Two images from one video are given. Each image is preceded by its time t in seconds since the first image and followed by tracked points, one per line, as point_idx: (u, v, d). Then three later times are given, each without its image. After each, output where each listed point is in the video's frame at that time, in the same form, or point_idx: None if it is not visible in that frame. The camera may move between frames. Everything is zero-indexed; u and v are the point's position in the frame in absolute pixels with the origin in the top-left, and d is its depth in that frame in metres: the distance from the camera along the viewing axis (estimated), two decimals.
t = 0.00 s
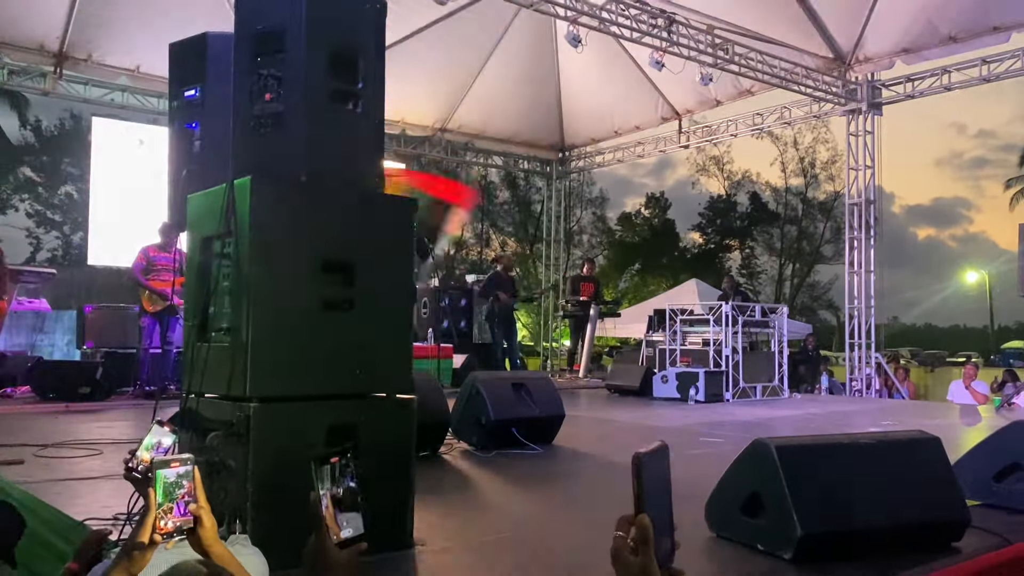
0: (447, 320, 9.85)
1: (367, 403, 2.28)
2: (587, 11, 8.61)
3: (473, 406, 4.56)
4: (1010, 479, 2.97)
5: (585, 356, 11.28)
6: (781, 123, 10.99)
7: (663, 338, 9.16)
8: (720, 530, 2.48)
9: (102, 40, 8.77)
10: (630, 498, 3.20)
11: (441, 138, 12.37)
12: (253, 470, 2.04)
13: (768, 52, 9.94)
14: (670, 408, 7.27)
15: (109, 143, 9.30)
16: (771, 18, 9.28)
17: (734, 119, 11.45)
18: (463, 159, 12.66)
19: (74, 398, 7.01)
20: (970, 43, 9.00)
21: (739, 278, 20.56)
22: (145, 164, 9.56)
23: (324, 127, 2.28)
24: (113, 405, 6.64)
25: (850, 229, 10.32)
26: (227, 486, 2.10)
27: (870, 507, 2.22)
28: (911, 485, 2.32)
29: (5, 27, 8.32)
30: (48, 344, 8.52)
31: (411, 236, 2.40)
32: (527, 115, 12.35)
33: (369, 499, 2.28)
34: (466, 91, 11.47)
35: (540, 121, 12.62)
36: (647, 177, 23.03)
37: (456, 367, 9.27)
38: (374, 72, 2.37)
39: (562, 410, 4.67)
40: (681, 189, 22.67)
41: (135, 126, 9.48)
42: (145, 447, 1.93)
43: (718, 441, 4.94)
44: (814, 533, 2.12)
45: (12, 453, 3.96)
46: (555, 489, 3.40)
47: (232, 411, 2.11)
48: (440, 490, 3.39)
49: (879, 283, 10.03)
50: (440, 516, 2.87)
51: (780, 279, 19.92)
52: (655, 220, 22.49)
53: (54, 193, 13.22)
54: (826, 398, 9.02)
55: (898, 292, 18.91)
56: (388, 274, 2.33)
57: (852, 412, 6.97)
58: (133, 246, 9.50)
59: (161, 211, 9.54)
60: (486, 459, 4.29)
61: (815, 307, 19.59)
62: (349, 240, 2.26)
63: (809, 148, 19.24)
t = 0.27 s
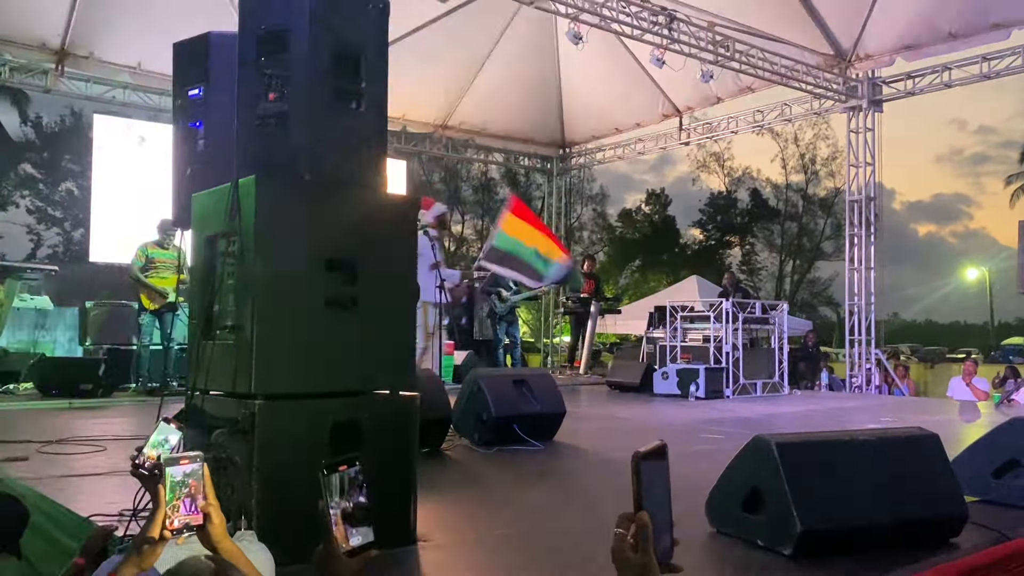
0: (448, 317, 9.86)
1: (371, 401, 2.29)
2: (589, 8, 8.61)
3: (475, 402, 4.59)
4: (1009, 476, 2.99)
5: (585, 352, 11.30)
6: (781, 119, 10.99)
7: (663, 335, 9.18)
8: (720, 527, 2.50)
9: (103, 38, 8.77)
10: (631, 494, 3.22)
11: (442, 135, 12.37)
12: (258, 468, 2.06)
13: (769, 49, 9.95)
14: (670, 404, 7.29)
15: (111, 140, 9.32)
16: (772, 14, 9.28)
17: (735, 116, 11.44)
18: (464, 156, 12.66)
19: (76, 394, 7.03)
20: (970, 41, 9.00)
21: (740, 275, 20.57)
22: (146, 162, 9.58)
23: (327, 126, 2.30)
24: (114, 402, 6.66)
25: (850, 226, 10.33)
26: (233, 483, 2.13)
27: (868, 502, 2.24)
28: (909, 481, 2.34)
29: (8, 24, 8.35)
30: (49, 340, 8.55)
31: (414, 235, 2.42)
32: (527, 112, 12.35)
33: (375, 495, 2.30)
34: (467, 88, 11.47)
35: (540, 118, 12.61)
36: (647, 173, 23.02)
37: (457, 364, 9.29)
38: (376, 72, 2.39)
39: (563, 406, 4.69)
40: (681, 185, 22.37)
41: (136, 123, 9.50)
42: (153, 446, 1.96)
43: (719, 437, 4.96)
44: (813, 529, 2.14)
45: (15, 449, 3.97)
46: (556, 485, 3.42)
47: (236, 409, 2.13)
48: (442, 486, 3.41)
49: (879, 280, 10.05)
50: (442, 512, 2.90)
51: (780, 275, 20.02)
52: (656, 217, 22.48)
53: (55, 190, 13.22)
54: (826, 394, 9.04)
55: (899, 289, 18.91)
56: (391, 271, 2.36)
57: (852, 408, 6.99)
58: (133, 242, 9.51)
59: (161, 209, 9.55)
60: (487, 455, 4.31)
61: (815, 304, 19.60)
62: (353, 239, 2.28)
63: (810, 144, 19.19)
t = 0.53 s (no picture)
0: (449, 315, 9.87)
1: (377, 398, 2.31)
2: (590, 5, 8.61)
3: (478, 399, 4.60)
4: (1011, 473, 3.00)
5: (586, 350, 11.30)
6: (783, 117, 10.98)
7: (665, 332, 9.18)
8: (725, 525, 2.51)
9: (105, 35, 8.78)
10: (635, 492, 3.24)
11: (443, 132, 12.37)
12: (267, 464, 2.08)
13: (771, 47, 9.97)
14: (672, 402, 7.29)
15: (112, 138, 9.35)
16: (773, 12, 9.30)
17: (736, 113, 11.43)
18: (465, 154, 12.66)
19: (80, 391, 7.05)
20: (972, 39, 9.01)
21: (740, 272, 20.56)
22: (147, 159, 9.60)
23: (334, 126, 2.31)
24: (117, 399, 6.68)
25: (851, 224, 10.32)
26: (242, 478, 2.15)
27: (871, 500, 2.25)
28: (912, 479, 2.35)
29: (13, 23, 8.38)
30: (52, 337, 8.58)
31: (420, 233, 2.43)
32: (528, 109, 12.34)
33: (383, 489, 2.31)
34: (469, 86, 11.46)
35: (542, 115, 12.60)
36: (648, 171, 23.00)
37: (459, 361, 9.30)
38: (382, 72, 2.39)
39: (566, 404, 4.70)
40: (682, 182, 22.37)
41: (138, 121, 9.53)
42: (162, 442, 1.97)
43: (720, 435, 4.97)
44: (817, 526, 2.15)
45: (21, 446, 3.99)
46: (560, 483, 3.43)
47: (245, 406, 2.14)
48: (446, 483, 3.42)
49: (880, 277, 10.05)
50: (446, 510, 2.91)
51: (781, 273, 19.91)
52: (657, 214, 22.47)
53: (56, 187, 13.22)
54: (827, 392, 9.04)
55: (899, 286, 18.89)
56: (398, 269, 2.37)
57: (852, 406, 6.99)
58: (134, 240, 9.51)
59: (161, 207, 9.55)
60: (490, 452, 4.32)
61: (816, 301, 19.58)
62: (359, 238, 2.29)
63: (812, 141, 19.16)
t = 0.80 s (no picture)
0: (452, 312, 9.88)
1: (383, 397, 2.32)
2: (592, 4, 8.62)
3: (481, 398, 4.61)
4: (1015, 470, 3.01)
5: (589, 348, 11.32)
6: (785, 115, 10.98)
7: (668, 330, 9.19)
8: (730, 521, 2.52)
9: (107, 34, 8.80)
10: (639, 489, 3.24)
11: (445, 130, 12.39)
12: (275, 460, 2.08)
13: (773, 45, 9.99)
14: (675, 400, 7.31)
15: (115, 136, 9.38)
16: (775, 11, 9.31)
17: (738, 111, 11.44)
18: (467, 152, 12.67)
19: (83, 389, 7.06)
20: (974, 36, 9.01)
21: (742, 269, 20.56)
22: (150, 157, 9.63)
23: (339, 124, 2.32)
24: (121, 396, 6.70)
25: (853, 221, 10.33)
26: (250, 476, 2.16)
27: (875, 497, 2.26)
28: (916, 476, 2.36)
29: (15, 22, 8.39)
30: (55, 335, 8.61)
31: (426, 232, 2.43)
32: (530, 107, 12.36)
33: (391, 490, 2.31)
34: (471, 84, 11.48)
35: (543, 113, 12.61)
36: (649, 169, 23.00)
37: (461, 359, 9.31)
38: (389, 71, 2.40)
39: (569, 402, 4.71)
40: (683, 180, 22.39)
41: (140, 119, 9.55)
42: (170, 441, 1.98)
43: (724, 432, 4.99)
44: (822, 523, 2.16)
45: (27, 444, 4.00)
46: (566, 480, 3.44)
47: (253, 404, 2.16)
48: (451, 481, 3.42)
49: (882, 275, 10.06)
50: (453, 507, 2.92)
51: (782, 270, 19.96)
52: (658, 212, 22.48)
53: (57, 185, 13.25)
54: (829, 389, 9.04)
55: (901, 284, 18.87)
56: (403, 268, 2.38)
57: (855, 404, 7.00)
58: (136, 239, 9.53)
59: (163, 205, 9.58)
60: (494, 449, 4.33)
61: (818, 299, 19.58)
62: (365, 237, 2.29)
63: (813, 139, 19.15)
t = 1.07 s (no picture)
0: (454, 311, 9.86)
1: (387, 395, 2.32)
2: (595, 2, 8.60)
3: (484, 397, 4.61)
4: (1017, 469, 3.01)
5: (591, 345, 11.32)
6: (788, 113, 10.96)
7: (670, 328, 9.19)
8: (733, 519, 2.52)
9: (109, 32, 8.79)
10: (643, 487, 3.25)
11: (447, 128, 12.39)
12: (280, 459, 2.10)
13: (776, 44, 9.96)
14: (677, 398, 7.31)
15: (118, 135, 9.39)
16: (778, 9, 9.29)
17: (741, 109, 11.41)
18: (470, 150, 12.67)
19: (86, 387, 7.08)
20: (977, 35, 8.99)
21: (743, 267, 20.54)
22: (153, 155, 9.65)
23: (344, 123, 2.32)
24: (125, 394, 6.71)
25: (855, 220, 10.31)
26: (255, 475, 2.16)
27: (878, 496, 2.27)
28: (919, 475, 2.36)
29: (17, 19, 8.36)
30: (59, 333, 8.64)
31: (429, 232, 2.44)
32: (533, 105, 12.34)
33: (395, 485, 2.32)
34: (473, 82, 11.46)
35: (545, 110, 12.56)
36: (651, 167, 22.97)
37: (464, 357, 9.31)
38: (392, 70, 2.39)
39: (571, 400, 4.72)
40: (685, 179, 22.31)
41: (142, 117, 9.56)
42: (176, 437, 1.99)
43: (726, 430, 4.99)
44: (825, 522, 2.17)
45: (32, 442, 4.02)
46: (569, 478, 3.45)
47: (257, 403, 2.17)
48: (454, 479, 3.43)
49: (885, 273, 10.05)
50: (456, 505, 2.93)
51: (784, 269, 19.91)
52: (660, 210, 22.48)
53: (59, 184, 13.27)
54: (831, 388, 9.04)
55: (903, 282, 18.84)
56: (408, 267, 2.38)
57: (856, 401, 7.01)
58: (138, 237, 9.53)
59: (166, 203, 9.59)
60: (496, 447, 4.35)
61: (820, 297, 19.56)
62: (370, 236, 2.30)
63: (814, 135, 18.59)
